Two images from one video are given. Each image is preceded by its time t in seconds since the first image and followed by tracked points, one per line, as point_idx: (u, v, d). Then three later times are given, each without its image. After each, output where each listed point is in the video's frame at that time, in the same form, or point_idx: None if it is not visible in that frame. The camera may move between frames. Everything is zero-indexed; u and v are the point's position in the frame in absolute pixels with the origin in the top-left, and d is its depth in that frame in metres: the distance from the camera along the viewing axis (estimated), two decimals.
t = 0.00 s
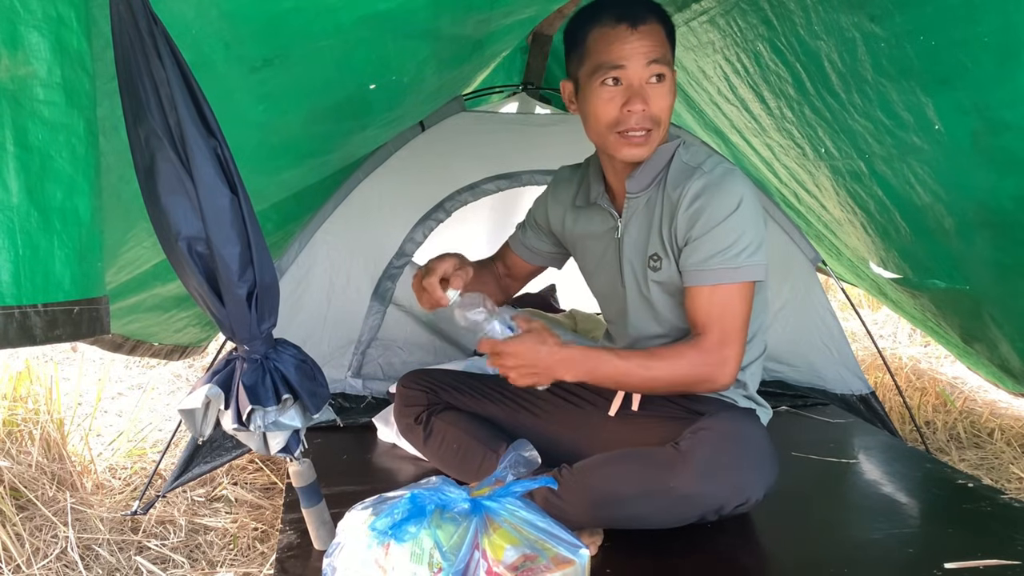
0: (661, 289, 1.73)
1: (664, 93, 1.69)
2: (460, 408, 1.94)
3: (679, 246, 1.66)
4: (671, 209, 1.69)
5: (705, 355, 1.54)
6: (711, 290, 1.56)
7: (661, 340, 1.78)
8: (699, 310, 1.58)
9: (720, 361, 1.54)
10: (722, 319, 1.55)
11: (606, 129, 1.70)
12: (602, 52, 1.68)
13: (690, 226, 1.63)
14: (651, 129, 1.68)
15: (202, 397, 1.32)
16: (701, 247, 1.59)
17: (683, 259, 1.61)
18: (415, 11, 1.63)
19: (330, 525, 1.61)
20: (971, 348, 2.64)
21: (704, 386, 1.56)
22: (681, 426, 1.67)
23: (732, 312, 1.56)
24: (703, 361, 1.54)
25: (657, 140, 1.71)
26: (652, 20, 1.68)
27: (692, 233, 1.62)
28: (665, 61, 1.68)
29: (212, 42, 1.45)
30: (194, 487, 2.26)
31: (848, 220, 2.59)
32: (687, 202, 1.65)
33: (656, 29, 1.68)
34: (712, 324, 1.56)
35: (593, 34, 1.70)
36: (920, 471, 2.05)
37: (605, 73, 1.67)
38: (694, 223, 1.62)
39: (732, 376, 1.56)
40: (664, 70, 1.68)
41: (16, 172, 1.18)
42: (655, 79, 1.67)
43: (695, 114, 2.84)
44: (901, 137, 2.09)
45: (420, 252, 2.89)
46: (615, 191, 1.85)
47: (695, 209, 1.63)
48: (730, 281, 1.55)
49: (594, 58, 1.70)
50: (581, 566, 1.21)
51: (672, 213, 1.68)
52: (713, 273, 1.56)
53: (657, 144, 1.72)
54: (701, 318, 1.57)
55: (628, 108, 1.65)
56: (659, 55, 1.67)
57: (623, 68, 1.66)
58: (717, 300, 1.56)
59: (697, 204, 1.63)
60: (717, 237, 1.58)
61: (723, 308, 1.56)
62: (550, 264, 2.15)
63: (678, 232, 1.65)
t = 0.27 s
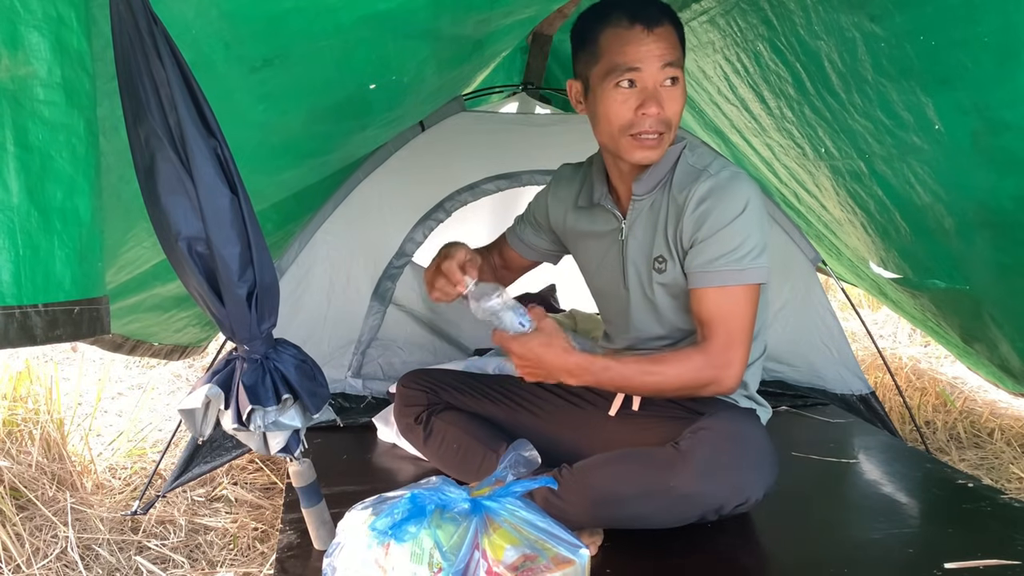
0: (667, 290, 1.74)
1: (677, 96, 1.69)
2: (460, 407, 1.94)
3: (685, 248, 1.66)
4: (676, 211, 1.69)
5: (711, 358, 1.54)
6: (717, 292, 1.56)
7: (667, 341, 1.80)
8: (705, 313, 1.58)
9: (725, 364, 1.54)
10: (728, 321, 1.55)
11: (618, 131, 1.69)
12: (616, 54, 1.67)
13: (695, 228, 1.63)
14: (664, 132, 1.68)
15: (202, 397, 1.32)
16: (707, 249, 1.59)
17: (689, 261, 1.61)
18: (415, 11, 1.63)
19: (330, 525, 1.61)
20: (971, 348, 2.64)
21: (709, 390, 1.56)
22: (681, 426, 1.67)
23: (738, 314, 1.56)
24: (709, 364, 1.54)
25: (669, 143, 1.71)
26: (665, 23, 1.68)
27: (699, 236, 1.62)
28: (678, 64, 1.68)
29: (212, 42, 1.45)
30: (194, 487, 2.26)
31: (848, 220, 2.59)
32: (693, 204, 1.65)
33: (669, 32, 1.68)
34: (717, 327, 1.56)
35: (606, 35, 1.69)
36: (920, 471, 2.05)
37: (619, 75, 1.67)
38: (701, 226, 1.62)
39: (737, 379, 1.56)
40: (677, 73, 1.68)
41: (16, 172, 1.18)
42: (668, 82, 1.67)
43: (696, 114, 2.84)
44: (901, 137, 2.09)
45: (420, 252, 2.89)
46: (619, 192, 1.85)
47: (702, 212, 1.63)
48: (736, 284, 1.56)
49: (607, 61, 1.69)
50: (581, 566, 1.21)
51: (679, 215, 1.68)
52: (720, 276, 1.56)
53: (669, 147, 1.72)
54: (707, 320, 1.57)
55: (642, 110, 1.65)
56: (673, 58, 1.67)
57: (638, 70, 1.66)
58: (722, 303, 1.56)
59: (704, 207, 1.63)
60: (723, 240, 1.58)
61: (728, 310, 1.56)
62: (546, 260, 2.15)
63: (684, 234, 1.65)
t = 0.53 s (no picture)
0: (669, 290, 1.74)
1: (677, 98, 1.67)
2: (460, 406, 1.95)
3: (689, 248, 1.66)
4: (680, 211, 1.69)
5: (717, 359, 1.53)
6: (723, 293, 1.56)
7: (671, 340, 1.80)
8: (711, 314, 1.57)
9: (732, 365, 1.53)
10: (735, 322, 1.55)
11: (616, 133, 1.70)
12: (614, 55, 1.67)
13: (701, 229, 1.63)
14: (662, 135, 1.68)
15: (202, 397, 1.32)
16: (712, 250, 1.59)
17: (694, 262, 1.61)
18: (415, 11, 1.63)
19: (330, 525, 1.61)
20: (972, 348, 2.64)
21: (715, 390, 1.55)
22: (681, 427, 1.67)
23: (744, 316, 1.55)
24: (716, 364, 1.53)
25: (668, 144, 1.70)
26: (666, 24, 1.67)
27: (705, 237, 1.62)
28: (679, 65, 1.66)
29: (212, 42, 1.45)
30: (194, 487, 2.26)
31: (848, 220, 2.59)
32: (698, 205, 1.65)
33: (668, 33, 1.66)
34: (723, 328, 1.55)
35: (605, 36, 1.68)
36: (920, 471, 2.05)
37: (617, 76, 1.66)
38: (707, 226, 1.62)
39: (744, 381, 1.55)
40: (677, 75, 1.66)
41: (16, 172, 1.18)
42: (668, 84, 1.66)
43: (696, 114, 2.84)
44: (901, 137, 2.09)
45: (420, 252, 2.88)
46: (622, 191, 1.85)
47: (707, 213, 1.63)
48: (742, 285, 1.56)
49: (606, 64, 1.68)
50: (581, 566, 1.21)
51: (683, 216, 1.68)
52: (726, 276, 1.56)
53: (667, 148, 1.71)
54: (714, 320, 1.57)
55: (640, 114, 1.65)
56: (671, 59, 1.65)
57: (637, 72, 1.65)
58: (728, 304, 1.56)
59: (711, 208, 1.63)
60: (729, 241, 1.58)
61: (733, 311, 1.56)
62: (541, 253, 2.15)
63: (689, 235, 1.65)
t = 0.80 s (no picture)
0: (672, 290, 1.73)
1: (628, 110, 1.62)
2: (461, 406, 1.95)
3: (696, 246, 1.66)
4: (685, 211, 1.69)
5: (727, 358, 1.54)
6: (732, 292, 1.56)
7: (680, 340, 1.79)
8: (720, 313, 1.57)
9: (743, 363, 1.54)
10: (745, 321, 1.55)
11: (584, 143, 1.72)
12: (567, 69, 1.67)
13: (708, 228, 1.63)
14: (617, 145, 1.65)
15: (202, 397, 1.32)
16: (720, 248, 1.59)
17: (701, 261, 1.61)
18: (415, 11, 1.63)
19: (330, 525, 1.61)
20: (971, 348, 2.64)
21: (726, 390, 1.55)
22: (682, 427, 1.67)
23: (753, 314, 1.56)
24: (727, 362, 1.53)
25: (632, 151, 1.67)
26: (614, 33, 1.61)
27: (712, 236, 1.62)
28: (626, 73, 1.60)
29: (212, 42, 1.45)
30: (194, 487, 2.26)
31: (848, 220, 2.59)
32: (705, 203, 1.66)
33: (617, 44, 1.61)
34: (734, 327, 1.55)
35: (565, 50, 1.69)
36: (920, 471, 2.05)
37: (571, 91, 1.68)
38: (715, 224, 1.62)
39: (753, 380, 1.55)
40: (622, 86, 1.60)
41: (16, 172, 1.18)
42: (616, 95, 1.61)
43: (696, 114, 2.84)
44: (901, 137, 2.09)
45: (420, 252, 2.88)
46: (624, 190, 1.85)
47: (715, 210, 1.63)
48: (751, 283, 1.55)
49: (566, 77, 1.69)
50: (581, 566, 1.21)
51: (689, 214, 1.68)
52: (735, 274, 1.56)
53: (633, 154, 1.68)
54: (724, 319, 1.57)
55: (589, 128, 1.65)
56: (620, 70, 1.60)
57: (582, 88, 1.64)
58: (738, 302, 1.56)
59: (719, 206, 1.64)
60: (737, 239, 1.58)
61: (745, 309, 1.56)
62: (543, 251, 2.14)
63: (697, 234, 1.66)
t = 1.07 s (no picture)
0: (671, 291, 1.74)
1: (583, 117, 1.66)
2: (461, 407, 1.95)
3: (693, 249, 1.66)
4: (681, 213, 1.69)
5: (730, 362, 1.54)
6: (733, 295, 1.56)
7: (683, 342, 1.79)
8: (722, 318, 1.58)
9: (746, 365, 1.54)
10: (747, 323, 1.55)
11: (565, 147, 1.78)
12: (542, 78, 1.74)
13: (705, 230, 1.63)
14: (581, 150, 1.70)
15: (202, 397, 1.32)
16: (718, 251, 1.59)
17: (699, 265, 1.62)
18: (415, 11, 1.63)
19: (330, 525, 1.61)
20: (971, 348, 2.64)
21: (733, 391, 1.56)
22: (681, 427, 1.67)
23: (755, 316, 1.56)
24: (730, 365, 1.54)
25: (599, 154, 1.70)
26: (568, 44, 1.66)
27: (709, 239, 1.62)
28: (578, 82, 1.64)
29: (212, 42, 1.45)
30: (194, 487, 2.26)
31: (848, 220, 2.59)
32: (700, 205, 1.66)
33: (569, 55, 1.66)
34: (736, 331, 1.56)
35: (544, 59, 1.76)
36: (920, 471, 2.05)
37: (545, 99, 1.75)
38: (712, 228, 1.62)
39: (759, 380, 1.56)
40: (574, 95, 1.65)
41: (16, 172, 1.18)
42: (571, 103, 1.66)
43: (696, 114, 2.84)
44: (901, 137, 2.09)
45: (420, 252, 2.89)
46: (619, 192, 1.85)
47: (713, 214, 1.63)
48: (751, 287, 1.56)
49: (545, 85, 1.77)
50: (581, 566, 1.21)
51: (685, 217, 1.68)
52: (734, 279, 1.56)
53: (602, 157, 1.71)
54: (728, 321, 1.57)
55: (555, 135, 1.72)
56: (570, 81, 1.64)
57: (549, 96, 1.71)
58: (740, 305, 1.56)
59: (715, 209, 1.63)
60: (735, 243, 1.58)
61: (750, 313, 1.56)
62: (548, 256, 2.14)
63: (693, 237, 1.65)
